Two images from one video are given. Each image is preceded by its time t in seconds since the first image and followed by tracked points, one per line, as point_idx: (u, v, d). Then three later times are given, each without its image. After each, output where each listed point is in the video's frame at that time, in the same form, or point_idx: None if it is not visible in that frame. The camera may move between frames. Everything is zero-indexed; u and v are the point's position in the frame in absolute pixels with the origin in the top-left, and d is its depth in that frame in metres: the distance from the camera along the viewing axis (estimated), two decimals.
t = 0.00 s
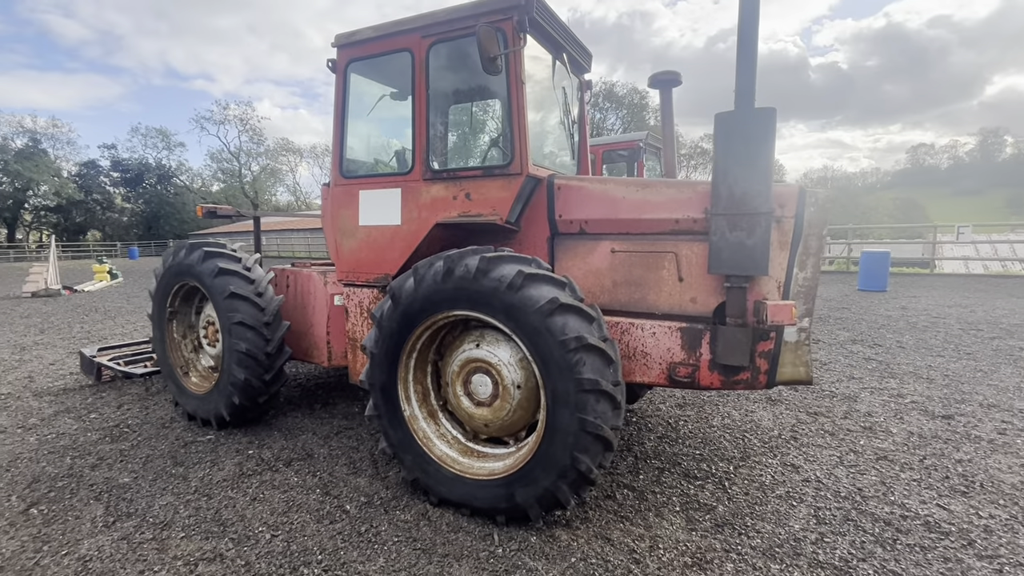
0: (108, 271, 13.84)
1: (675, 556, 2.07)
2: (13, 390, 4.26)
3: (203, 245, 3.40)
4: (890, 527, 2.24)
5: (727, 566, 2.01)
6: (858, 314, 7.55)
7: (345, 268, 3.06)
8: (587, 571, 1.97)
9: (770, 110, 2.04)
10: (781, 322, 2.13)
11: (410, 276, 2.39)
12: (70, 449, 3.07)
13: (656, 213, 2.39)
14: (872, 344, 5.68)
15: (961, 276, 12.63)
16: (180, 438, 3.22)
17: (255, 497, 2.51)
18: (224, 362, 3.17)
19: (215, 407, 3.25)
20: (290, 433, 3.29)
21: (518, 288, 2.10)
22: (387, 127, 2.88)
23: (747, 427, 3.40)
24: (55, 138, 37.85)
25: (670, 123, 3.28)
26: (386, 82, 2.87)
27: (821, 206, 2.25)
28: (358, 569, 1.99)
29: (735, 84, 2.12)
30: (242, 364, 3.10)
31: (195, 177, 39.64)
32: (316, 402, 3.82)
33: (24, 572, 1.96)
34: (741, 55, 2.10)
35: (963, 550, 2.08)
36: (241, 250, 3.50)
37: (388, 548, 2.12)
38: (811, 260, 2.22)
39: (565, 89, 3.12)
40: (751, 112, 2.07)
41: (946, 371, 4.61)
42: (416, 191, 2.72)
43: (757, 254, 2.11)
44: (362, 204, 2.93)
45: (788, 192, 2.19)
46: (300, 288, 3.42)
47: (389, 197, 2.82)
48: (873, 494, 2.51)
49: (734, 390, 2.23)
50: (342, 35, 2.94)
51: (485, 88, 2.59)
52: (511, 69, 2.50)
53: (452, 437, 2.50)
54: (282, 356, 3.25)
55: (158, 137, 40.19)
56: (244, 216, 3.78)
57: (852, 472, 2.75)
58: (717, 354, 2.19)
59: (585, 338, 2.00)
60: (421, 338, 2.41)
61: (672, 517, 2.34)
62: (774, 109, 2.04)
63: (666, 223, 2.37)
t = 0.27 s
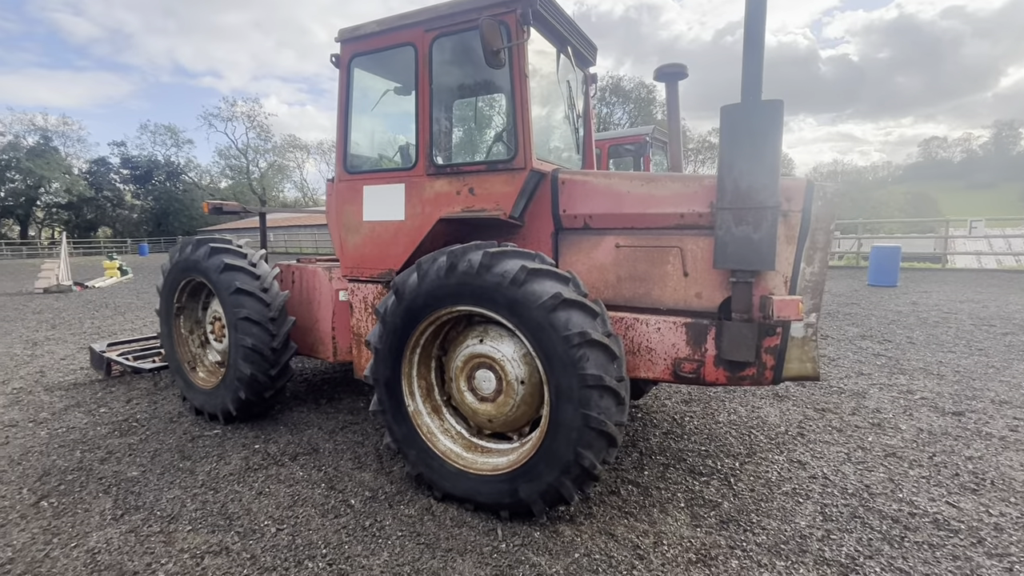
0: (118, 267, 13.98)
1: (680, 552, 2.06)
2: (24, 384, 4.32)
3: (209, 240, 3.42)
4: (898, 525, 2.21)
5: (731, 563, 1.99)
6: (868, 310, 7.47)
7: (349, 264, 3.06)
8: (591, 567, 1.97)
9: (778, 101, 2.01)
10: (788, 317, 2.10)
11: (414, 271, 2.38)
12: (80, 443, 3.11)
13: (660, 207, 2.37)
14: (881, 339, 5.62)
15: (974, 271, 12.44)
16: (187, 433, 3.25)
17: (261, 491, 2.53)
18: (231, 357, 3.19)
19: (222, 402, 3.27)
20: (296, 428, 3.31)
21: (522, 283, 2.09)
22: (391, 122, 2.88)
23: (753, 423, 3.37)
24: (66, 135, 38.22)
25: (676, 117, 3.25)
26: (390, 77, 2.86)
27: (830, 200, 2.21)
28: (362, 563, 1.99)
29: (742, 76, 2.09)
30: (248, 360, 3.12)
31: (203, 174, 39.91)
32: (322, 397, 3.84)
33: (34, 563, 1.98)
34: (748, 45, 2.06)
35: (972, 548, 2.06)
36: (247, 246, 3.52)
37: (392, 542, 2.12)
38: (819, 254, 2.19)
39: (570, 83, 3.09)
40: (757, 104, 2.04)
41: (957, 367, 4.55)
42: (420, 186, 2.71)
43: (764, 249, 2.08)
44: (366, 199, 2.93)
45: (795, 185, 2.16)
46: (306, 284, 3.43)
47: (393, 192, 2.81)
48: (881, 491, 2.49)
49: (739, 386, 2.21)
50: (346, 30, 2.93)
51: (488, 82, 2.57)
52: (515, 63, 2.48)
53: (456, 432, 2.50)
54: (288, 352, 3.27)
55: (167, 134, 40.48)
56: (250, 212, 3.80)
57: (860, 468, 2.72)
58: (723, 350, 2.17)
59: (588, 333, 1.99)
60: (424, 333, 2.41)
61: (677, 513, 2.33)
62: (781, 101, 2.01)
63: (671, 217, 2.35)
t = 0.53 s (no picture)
0: (130, 264, 14.15)
1: (688, 550, 2.05)
2: (39, 380, 4.39)
3: (218, 238, 3.44)
4: (909, 524, 2.19)
5: (739, 562, 1.98)
6: (879, 306, 7.37)
7: (356, 261, 3.07)
8: (597, 565, 1.97)
9: (788, 95, 1.98)
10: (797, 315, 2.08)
11: (420, 268, 2.38)
12: (93, 439, 3.15)
13: (668, 203, 2.35)
14: (893, 336, 5.55)
15: (989, 266, 12.24)
16: (198, 429, 3.28)
17: (270, 487, 2.55)
18: (239, 354, 3.22)
19: (232, 398, 3.30)
20: (304, 424, 3.33)
21: (528, 280, 2.08)
22: (396, 119, 2.87)
23: (762, 421, 3.35)
24: (78, 134, 38.66)
25: (684, 111, 3.21)
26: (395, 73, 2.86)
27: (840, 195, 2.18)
28: (369, 560, 2.01)
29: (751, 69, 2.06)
30: (257, 357, 3.15)
31: (212, 172, 40.22)
32: (330, 393, 3.86)
33: (49, 557, 2.02)
34: (757, 38, 2.03)
35: (985, 549, 2.03)
36: (255, 244, 3.54)
37: (399, 539, 2.13)
38: (829, 250, 2.16)
39: (576, 78, 3.07)
40: (767, 98, 2.01)
41: (971, 364, 4.48)
42: (426, 183, 2.71)
43: (773, 245, 2.06)
44: (373, 196, 2.94)
45: (805, 180, 2.13)
46: (313, 281, 3.45)
47: (399, 189, 2.81)
48: (892, 490, 2.46)
49: (748, 384, 2.19)
50: (352, 27, 2.93)
51: (494, 77, 2.55)
52: (521, 59, 2.46)
53: (463, 429, 2.51)
54: (297, 348, 3.29)
55: (176, 133, 40.83)
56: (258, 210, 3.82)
57: (871, 466, 2.69)
58: (732, 347, 2.15)
59: (595, 331, 1.98)
60: (431, 330, 2.41)
61: (685, 511, 2.32)
62: (791, 95, 1.98)
63: (679, 213, 2.32)
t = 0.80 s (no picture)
0: (142, 263, 14.34)
1: (694, 549, 2.04)
2: (54, 377, 4.47)
3: (225, 237, 3.47)
4: (920, 524, 2.16)
5: (746, 561, 1.97)
6: (891, 302, 7.27)
7: (362, 259, 3.08)
8: (603, 563, 1.96)
9: (796, 89, 1.95)
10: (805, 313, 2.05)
11: (425, 266, 2.39)
12: (106, 435, 3.20)
13: (674, 200, 2.33)
14: (905, 332, 5.47)
15: (1005, 261, 12.01)
16: (208, 425, 3.32)
17: (278, 484, 2.57)
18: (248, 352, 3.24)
19: (240, 395, 3.33)
20: (312, 421, 3.36)
21: (533, 278, 2.07)
22: (401, 117, 2.87)
23: (771, 418, 3.32)
24: (90, 134, 39.16)
25: (691, 106, 3.18)
26: (399, 72, 2.86)
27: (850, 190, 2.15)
28: (376, 556, 2.02)
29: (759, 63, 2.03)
30: (265, 354, 3.17)
31: (223, 171, 40.58)
32: (338, 391, 3.89)
33: (62, 552, 2.05)
34: (765, 31, 2.00)
35: (999, 550, 1.99)
36: (262, 242, 3.56)
37: (405, 536, 2.14)
38: (838, 247, 2.13)
39: (582, 74, 3.05)
40: (775, 92, 1.98)
41: (986, 361, 4.40)
42: (431, 181, 2.71)
43: (781, 241, 2.03)
44: (378, 195, 2.94)
45: (814, 175, 2.10)
46: (320, 279, 3.46)
47: (404, 187, 2.82)
48: (903, 489, 2.43)
49: (756, 382, 2.17)
50: (356, 25, 2.93)
51: (499, 75, 2.55)
52: (525, 56, 2.45)
53: (469, 427, 2.51)
54: (304, 346, 3.31)
55: (187, 132, 41.23)
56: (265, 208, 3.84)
57: (881, 465, 2.66)
58: (739, 345, 2.13)
59: (600, 328, 1.97)
60: (436, 328, 2.41)
61: (691, 510, 2.31)
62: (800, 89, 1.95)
63: (685, 210, 2.30)
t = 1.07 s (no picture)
0: (155, 263, 14.53)
1: (699, 553, 2.00)
2: (66, 376, 4.53)
3: (231, 238, 3.48)
4: (933, 529, 2.10)
5: (753, 566, 1.92)
6: (906, 300, 7.13)
7: (366, 259, 3.07)
8: (606, 567, 1.93)
9: (805, 83, 1.90)
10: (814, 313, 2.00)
11: (427, 266, 2.37)
12: (115, 434, 3.24)
13: (680, 198, 2.28)
14: (921, 331, 5.36)
15: None
16: (215, 425, 3.34)
17: (282, 484, 2.58)
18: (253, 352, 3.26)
19: (247, 395, 3.35)
20: (317, 421, 3.36)
21: (535, 278, 2.05)
22: (404, 116, 2.86)
23: (780, 419, 3.26)
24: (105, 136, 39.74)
25: (698, 102, 3.13)
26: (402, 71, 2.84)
27: (860, 187, 2.09)
28: (377, 558, 2.01)
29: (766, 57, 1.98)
30: (270, 354, 3.18)
31: (234, 171, 40.98)
32: (344, 390, 3.90)
33: (68, 551, 2.07)
34: (772, 24, 1.95)
35: (1016, 557, 1.93)
36: (268, 242, 3.57)
37: (407, 537, 2.13)
38: (849, 245, 2.07)
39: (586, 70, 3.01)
40: (782, 87, 1.93)
41: (1004, 360, 4.29)
42: (434, 180, 2.69)
43: (789, 239, 1.99)
44: (381, 194, 2.93)
45: (823, 172, 2.05)
46: (325, 279, 3.47)
47: (407, 187, 2.80)
48: (916, 493, 2.36)
49: (763, 383, 2.12)
50: (358, 25, 2.92)
51: (501, 72, 2.52)
52: (528, 53, 2.43)
53: (472, 427, 2.49)
54: (309, 346, 3.32)
55: (199, 133, 41.69)
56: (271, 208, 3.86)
57: (894, 468, 2.60)
58: (745, 346, 2.09)
59: (603, 329, 1.94)
60: (439, 328, 2.40)
61: (697, 513, 2.27)
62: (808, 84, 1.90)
63: (691, 208, 2.26)
